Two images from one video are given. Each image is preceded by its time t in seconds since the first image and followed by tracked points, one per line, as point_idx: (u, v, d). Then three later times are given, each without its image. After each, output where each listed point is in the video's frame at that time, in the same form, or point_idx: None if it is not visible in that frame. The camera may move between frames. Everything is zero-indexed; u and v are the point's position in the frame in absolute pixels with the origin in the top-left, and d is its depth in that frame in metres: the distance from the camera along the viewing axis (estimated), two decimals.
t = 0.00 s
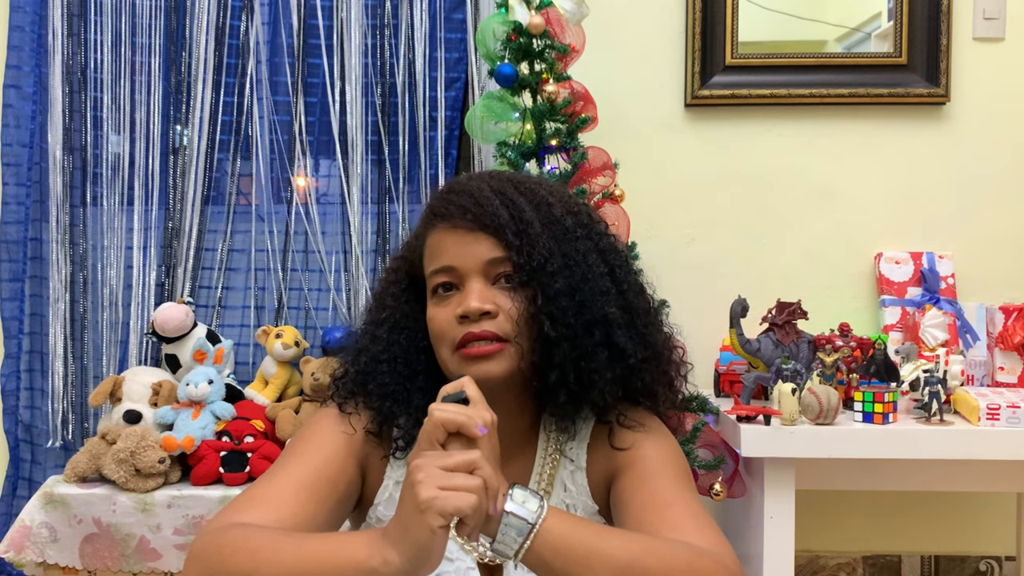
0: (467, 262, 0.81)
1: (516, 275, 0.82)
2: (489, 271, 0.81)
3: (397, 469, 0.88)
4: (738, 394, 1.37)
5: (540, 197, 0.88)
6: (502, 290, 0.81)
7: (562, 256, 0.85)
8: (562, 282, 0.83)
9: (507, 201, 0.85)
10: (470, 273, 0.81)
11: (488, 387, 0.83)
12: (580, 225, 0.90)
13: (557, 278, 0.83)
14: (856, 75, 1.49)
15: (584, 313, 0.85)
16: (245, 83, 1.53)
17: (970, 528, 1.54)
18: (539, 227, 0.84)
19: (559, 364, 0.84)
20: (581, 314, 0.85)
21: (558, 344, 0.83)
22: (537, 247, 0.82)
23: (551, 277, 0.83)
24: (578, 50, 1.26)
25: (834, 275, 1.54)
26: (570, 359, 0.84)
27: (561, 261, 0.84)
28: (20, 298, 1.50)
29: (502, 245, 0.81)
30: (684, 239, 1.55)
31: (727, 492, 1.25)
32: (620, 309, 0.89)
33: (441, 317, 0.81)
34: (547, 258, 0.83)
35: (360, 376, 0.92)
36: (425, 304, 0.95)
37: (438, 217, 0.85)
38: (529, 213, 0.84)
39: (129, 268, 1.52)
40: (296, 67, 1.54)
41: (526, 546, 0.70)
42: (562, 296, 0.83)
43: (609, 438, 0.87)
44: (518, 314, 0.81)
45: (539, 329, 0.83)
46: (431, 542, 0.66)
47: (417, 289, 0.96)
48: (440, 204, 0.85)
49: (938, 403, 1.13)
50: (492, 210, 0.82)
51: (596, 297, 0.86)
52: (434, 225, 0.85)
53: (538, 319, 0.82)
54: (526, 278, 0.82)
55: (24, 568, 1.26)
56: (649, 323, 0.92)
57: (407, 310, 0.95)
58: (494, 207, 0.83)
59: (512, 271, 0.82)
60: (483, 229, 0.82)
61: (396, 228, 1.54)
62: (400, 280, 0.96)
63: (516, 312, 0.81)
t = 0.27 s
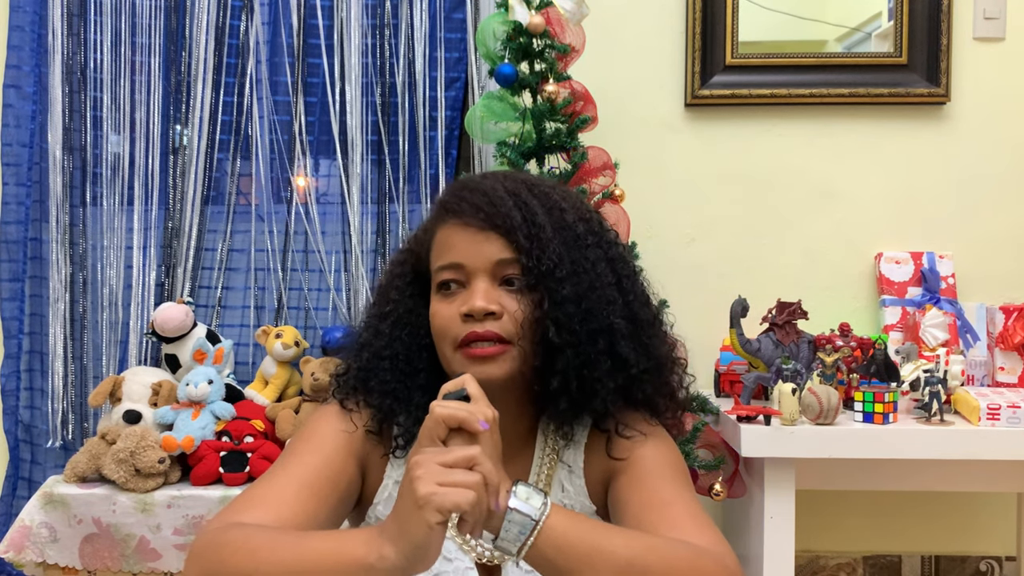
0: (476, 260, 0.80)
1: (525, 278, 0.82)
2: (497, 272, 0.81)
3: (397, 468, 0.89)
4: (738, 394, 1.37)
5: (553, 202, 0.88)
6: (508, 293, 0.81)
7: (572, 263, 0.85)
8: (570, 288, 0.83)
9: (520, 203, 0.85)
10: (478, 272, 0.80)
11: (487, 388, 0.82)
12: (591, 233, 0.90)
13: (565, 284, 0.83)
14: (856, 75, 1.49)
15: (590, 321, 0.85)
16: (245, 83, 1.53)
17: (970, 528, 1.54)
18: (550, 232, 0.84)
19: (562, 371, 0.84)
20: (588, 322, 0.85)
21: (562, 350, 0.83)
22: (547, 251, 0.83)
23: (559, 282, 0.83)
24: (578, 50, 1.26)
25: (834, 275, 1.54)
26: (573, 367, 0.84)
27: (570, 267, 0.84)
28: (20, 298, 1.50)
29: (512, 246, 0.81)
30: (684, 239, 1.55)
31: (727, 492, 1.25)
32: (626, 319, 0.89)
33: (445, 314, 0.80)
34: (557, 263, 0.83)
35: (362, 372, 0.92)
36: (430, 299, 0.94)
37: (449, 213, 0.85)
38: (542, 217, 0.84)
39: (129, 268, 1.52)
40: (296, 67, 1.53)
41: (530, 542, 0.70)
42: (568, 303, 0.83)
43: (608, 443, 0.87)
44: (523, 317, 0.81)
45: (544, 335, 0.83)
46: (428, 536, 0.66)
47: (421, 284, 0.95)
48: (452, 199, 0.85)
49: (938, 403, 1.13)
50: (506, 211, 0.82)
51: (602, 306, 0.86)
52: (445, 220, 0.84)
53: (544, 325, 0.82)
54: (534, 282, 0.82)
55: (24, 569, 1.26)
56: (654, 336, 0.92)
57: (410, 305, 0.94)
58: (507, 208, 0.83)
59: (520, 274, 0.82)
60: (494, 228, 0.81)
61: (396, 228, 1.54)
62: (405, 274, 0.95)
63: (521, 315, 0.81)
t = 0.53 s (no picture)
0: (493, 253, 0.80)
1: (539, 279, 0.82)
2: (510, 268, 0.81)
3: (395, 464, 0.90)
4: (738, 394, 1.37)
5: (576, 208, 0.89)
6: (518, 290, 0.81)
7: (588, 269, 0.85)
8: (582, 294, 0.84)
9: (544, 204, 0.85)
10: (491, 265, 0.81)
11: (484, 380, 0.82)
12: (608, 243, 0.90)
13: (578, 289, 0.83)
14: (856, 75, 1.49)
15: (598, 329, 0.85)
16: (245, 83, 1.53)
17: (970, 528, 1.54)
18: (570, 237, 0.85)
19: (564, 374, 0.84)
20: (595, 329, 0.85)
21: (567, 354, 0.83)
22: (564, 255, 0.83)
23: (573, 287, 0.83)
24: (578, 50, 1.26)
25: (834, 275, 1.54)
26: (575, 372, 0.85)
27: (585, 273, 0.85)
28: (20, 298, 1.50)
29: (530, 246, 0.82)
30: (684, 240, 1.55)
31: (727, 492, 1.25)
32: (634, 331, 0.90)
33: (453, 302, 0.80)
34: (573, 267, 0.83)
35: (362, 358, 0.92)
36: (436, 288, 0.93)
37: (473, 203, 0.85)
38: (563, 221, 0.85)
39: (129, 268, 1.52)
40: (296, 67, 1.53)
41: (543, 533, 0.68)
42: (579, 308, 0.83)
43: (604, 447, 0.87)
44: (531, 317, 0.80)
45: (550, 336, 0.83)
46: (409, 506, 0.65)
47: (431, 271, 0.94)
48: (478, 190, 0.86)
49: (938, 403, 1.13)
50: (528, 211, 0.83)
51: (612, 315, 0.86)
52: (467, 209, 0.85)
53: (551, 326, 0.82)
54: (547, 282, 0.82)
55: (24, 569, 1.26)
56: (659, 352, 0.92)
57: (415, 291, 0.93)
58: (530, 206, 0.83)
59: (534, 273, 0.82)
60: (513, 224, 0.82)
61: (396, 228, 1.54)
62: (416, 259, 0.94)
63: (530, 314, 0.80)
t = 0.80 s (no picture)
0: (519, 253, 0.80)
1: (561, 284, 0.82)
2: (533, 269, 0.81)
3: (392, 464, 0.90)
4: (738, 394, 1.37)
5: (600, 218, 0.89)
6: (537, 293, 0.80)
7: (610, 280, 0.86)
8: (604, 305, 0.85)
9: (574, 211, 0.85)
10: (512, 263, 0.80)
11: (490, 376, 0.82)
12: (627, 256, 0.91)
13: (601, 300, 0.84)
14: (856, 75, 1.49)
15: (615, 340, 0.87)
16: (245, 83, 1.53)
17: (970, 528, 1.54)
18: (596, 247, 0.85)
19: (579, 378, 0.85)
20: (612, 339, 0.86)
21: (584, 360, 0.84)
22: (590, 265, 0.83)
23: (596, 297, 0.84)
24: (578, 49, 1.26)
25: (834, 274, 1.54)
26: (590, 380, 0.86)
27: (608, 284, 0.86)
28: (20, 298, 1.50)
29: (556, 252, 0.82)
30: (684, 240, 1.54)
31: (727, 492, 1.25)
32: (646, 343, 0.91)
33: (472, 295, 0.79)
34: (598, 278, 0.84)
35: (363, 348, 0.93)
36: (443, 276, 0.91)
37: (497, 197, 0.85)
38: (591, 230, 0.85)
39: (129, 268, 1.52)
40: (296, 67, 1.53)
41: (542, 524, 0.68)
42: (600, 318, 0.84)
43: (604, 447, 0.87)
44: (550, 322, 0.80)
45: (568, 342, 0.84)
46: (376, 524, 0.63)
47: (439, 258, 0.92)
48: (505, 187, 0.85)
49: (938, 403, 1.13)
50: (559, 218, 0.83)
51: (628, 327, 0.88)
52: (493, 204, 0.84)
53: (570, 333, 0.83)
54: (570, 289, 0.82)
55: (24, 569, 1.26)
56: (664, 365, 0.94)
57: (420, 279, 0.91)
58: (562, 212, 0.83)
59: (557, 278, 0.82)
60: (541, 226, 0.82)
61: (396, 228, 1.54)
62: (425, 246, 0.92)
63: (549, 318, 0.80)
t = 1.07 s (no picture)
0: (528, 255, 0.80)
1: (567, 289, 0.82)
2: (540, 273, 0.81)
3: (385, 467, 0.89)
4: (738, 394, 1.37)
5: (608, 224, 0.89)
6: (542, 297, 0.81)
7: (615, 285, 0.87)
8: (610, 308, 0.84)
9: (584, 217, 0.85)
10: (521, 266, 0.80)
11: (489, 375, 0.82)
12: (632, 262, 0.92)
13: (607, 304, 0.84)
14: (856, 75, 1.49)
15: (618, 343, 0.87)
16: (245, 83, 1.53)
17: (970, 528, 1.53)
18: (603, 253, 0.85)
19: (580, 380, 0.85)
20: (615, 342, 0.86)
21: (586, 362, 0.84)
22: (597, 270, 0.84)
23: (601, 301, 0.84)
24: (578, 49, 1.26)
25: (834, 274, 1.54)
26: (590, 382, 0.86)
27: (614, 288, 0.86)
28: (20, 298, 1.50)
29: (563, 256, 0.82)
30: (683, 240, 1.54)
31: (728, 492, 1.25)
32: (649, 348, 0.91)
33: (479, 296, 0.79)
34: (604, 282, 0.84)
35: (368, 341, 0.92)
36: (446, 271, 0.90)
37: (508, 198, 0.85)
38: (599, 237, 0.85)
39: (129, 268, 1.52)
40: (296, 67, 1.53)
41: (536, 518, 0.68)
42: (605, 321, 0.84)
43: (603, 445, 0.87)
44: (553, 326, 0.81)
45: (571, 344, 0.83)
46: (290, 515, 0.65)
47: (443, 254, 0.90)
48: (516, 189, 0.85)
49: (938, 403, 1.13)
50: (568, 223, 0.83)
51: (631, 331, 0.88)
52: (503, 205, 0.84)
53: (573, 335, 0.83)
54: (576, 293, 0.82)
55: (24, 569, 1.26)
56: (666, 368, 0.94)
57: (424, 274, 0.89)
58: (572, 218, 0.83)
59: (563, 283, 0.82)
60: (551, 231, 0.82)
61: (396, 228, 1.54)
62: (429, 241, 0.90)
63: (552, 322, 0.81)
